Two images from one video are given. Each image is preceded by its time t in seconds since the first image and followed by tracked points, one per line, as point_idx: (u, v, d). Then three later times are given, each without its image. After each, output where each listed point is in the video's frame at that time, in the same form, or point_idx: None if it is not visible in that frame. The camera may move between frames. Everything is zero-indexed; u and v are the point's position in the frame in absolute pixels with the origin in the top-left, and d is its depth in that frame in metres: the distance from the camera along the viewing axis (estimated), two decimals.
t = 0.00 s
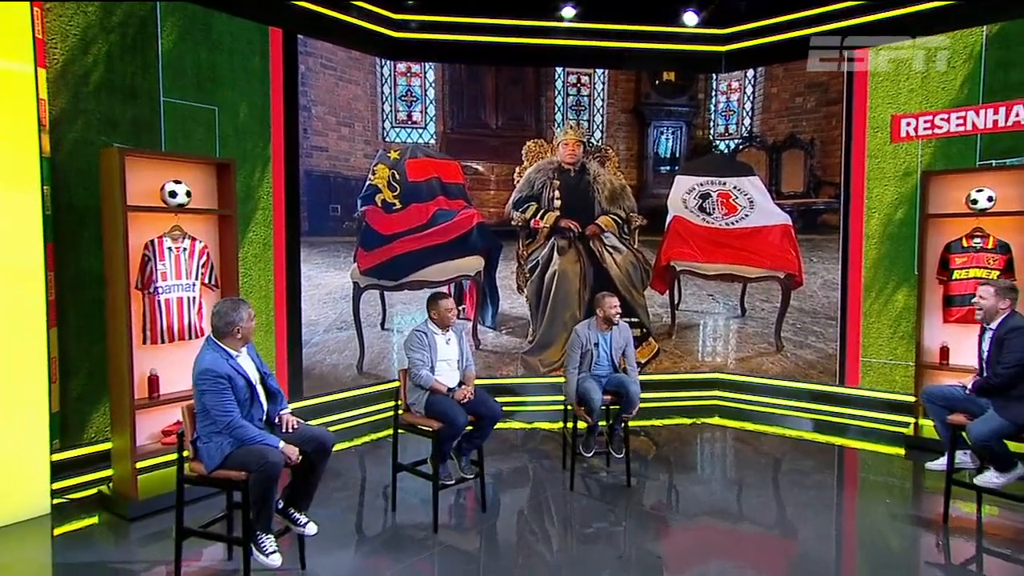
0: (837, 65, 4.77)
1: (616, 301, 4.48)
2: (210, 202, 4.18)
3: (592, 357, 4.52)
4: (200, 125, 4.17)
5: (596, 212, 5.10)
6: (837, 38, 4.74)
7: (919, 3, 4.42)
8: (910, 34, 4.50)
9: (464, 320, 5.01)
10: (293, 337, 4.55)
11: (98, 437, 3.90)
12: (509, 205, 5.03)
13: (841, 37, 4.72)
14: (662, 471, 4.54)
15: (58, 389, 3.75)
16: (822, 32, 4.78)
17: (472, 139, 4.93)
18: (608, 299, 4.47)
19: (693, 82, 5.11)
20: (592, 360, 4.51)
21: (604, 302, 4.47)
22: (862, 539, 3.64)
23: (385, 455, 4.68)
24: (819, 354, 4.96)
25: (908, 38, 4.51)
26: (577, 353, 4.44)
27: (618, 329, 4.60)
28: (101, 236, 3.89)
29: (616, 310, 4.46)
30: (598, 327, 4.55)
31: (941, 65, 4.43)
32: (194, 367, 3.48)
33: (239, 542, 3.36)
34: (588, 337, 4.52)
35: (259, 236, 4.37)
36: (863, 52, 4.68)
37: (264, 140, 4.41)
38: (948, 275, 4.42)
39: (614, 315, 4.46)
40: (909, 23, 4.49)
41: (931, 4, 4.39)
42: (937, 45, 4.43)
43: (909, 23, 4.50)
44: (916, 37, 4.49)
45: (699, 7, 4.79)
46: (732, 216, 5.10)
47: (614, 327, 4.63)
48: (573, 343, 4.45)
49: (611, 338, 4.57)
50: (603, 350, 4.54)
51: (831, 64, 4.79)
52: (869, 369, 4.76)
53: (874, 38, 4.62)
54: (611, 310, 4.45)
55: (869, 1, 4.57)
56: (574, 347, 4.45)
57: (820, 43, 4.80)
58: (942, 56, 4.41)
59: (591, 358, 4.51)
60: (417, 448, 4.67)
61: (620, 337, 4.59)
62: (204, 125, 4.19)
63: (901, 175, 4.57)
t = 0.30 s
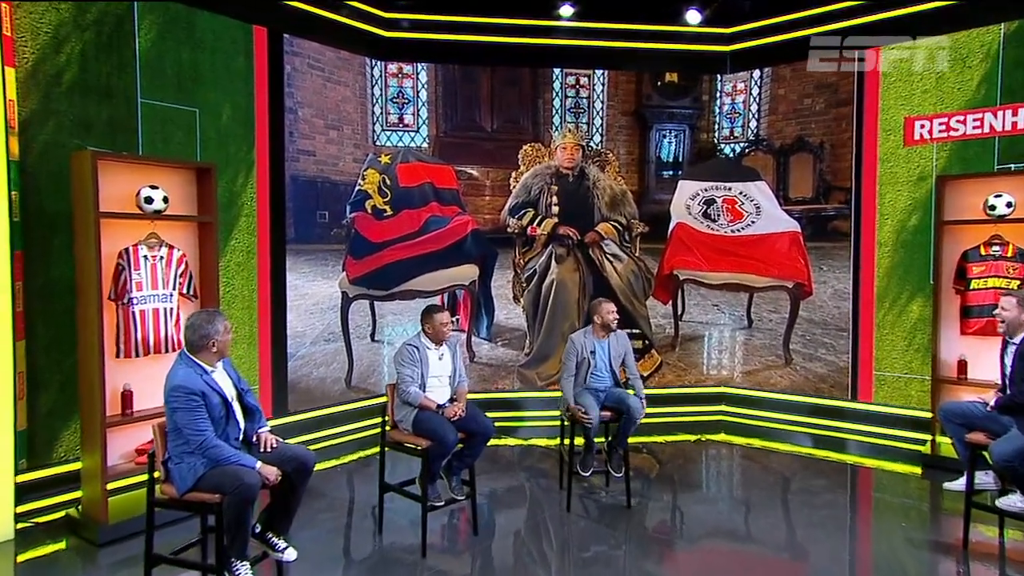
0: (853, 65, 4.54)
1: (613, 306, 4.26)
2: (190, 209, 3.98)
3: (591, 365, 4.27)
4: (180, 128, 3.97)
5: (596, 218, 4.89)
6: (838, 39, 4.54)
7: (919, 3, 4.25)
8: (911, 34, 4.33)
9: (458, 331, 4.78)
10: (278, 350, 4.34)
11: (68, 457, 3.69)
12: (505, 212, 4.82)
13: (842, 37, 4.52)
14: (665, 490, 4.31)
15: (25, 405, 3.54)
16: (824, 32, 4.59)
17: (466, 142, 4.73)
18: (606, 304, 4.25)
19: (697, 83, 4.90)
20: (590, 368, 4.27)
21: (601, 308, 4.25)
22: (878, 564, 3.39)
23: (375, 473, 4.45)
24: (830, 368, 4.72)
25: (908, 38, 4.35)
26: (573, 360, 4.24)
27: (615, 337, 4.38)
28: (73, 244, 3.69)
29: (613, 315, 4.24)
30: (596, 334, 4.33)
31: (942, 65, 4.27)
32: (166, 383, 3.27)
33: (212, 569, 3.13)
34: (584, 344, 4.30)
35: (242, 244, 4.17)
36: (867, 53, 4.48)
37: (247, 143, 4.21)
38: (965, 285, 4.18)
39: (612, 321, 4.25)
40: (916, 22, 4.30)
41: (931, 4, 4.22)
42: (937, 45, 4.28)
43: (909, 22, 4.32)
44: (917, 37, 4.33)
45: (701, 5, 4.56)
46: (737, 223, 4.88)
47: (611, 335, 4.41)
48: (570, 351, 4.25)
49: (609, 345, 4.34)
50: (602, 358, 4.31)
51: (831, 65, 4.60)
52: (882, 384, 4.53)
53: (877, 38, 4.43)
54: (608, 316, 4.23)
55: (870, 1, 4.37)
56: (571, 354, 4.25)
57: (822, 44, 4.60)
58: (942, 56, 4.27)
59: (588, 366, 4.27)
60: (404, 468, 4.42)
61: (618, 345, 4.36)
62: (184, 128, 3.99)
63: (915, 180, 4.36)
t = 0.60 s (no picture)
0: (857, 64, 4.36)
1: (609, 312, 4.09)
2: (165, 215, 3.77)
3: (587, 373, 4.07)
4: (157, 130, 3.76)
5: (594, 225, 4.67)
6: (838, 39, 4.39)
7: (919, 3, 4.11)
8: (911, 34, 4.18)
9: (449, 343, 4.55)
10: (260, 363, 4.12)
11: (32, 477, 3.47)
12: (498, 218, 4.61)
13: (842, 37, 4.37)
14: (668, 511, 4.07)
15: None
16: (824, 32, 4.42)
17: (458, 145, 4.53)
18: (601, 309, 4.07)
19: (700, 83, 4.68)
20: (586, 377, 4.06)
21: (596, 313, 4.07)
22: None
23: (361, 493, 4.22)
24: (840, 382, 4.49)
25: (908, 38, 4.20)
26: (570, 367, 4.04)
27: (612, 346, 4.19)
28: (37, 253, 3.46)
29: (609, 322, 4.07)
30: (592, 341, 4.14)
31: (943, 65, 4.11)
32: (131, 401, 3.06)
33: None
34: (580, 351, 4.11)
35: (222, 251, 3.96)
36: (866, 53, 4.32)
37: (227, 146, 4.01)
38: (982, 295, 3.96)
39: (607, 327, 4.08)
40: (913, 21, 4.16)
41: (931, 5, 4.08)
42: (939, 45, 4.12)
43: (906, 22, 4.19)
44: (917, 37, 4.18)
45: (704, 3, 4.36)
46: (742, 229, 4.66)
47: (608, 343, 4.23)
48: (567, 357, 4.06)
49: (606, 354, 4.15)
50: (598, 366, 4.11)
51: (830, 64, 4.43)
52: (896, 399, 4.31)
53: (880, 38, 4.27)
54: (603, 322, 4.06)
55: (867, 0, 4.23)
56: (568, 360, 4.06)
57: (821, 44, 4.44)
58: (942, 56, 4.11)
59: (584, 375, 4.06)
60: (391, 490, 4.18)
61: (615, 355, 4.17)
62: (161, 130, 3.78)
63: (929, 185, 4.15)
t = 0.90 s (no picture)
0: (860, 64, 4.17)
1: (605, 321, 3.86)
2: (135, 220, 3.56)
3: (579, 381, 3.91)
4: (128, 132, 3.53)
5: (590, 231, 4.46)
6: (837, 39, 4.21)
7: (914, 2, 3.96)
8: (923, 32, 3.99)
9: (439, 355, 4.33)
10: (237, 376, 3.90)
11: None
12: (490, 224, 4.40)
13: (842, 37, 4.19)
14: (669, 530, 3.83)
15: None
16: (826, 30, 4.24)
17: (448, 148, 4.33)
18: (594, 318, 3.86)
19: (700, 84, 4.50)
20: (578, 385, 3.89)
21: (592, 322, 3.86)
22: None
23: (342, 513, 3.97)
24: (848, 396, 4.27)
25: (907, 39, 4.03)
26: (561, 371, 3.92)
27: (609, 360, 4.00)
28: None
29: (604, 333, 3.85)
30: (587, 350, 3.97)
31: (941, 65, 3.95)
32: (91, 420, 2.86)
33: None
34: (574, 360, 3.96)
35: (197, 259, 3.75)
36: (867, 53, 4.15)
37: (204, 148, 3.80)
38: (997, 305, 3.76)
39: (602, 338, 3.86)
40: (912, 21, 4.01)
41: (925, 5, 3.93)
42: (938, 46, 3.95)
43: (900, 22, 4.04)
44: (923, 35, 3.99)
45: None
46: (744, 236, 4.46)
47: (605, 356, 4.05)
48: (560, 361, 3.95)
49: (603, 366, 3.97)
50: (591, 377, 3.93)
51: (831, 65, 4.26)
52: (907, 414, 4.08)
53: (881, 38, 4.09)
54: (597, 332, 3.83)
55: None
56: (561, 365, 3.95)
57: (821, 43, 4.26)
58: (942, 57, 3.95)
59: (576, 383, 3.90)
60: (376, 511, 3.95)
61: (612, 369, 3.97)
62: (132, 132, 3.55)
63: (940, 189, 3.95)
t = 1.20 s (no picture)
0: (861, 64, 4.01)
1: (598, 329, 3.69)
2: (102, 222, 3.35)
3: (571, 390, 3.69)
4: (96, 129, 3.31)
5: (585, 234, 4.26)
6: (837, 38, 4.06)
7: (886, 2, 3.89)
8: (934, 24, 3.80)
9: (426, 363, 4.13)
10: (211, 387, 3.70)
11: None
12: (480, 226, 4.20)
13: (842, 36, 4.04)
14: (668, 548, 3.57)
15: None
16: (831, 24, 4.05)
17: (436, 146, 4.13)
18: (588, 326, 3.68)
19: (701, 80, 4.30)
20: (570, 395, 3.68)
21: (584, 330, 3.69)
22: None
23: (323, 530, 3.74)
24: (856, 407, 4.05)
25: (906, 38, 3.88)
26: (551, 379, 3.71)
27: (602, 368, 3.79)
28: None
29: (595, 341, 3.68)
30: (580, 358, 3.76)
31: (940, 64, 3.79)
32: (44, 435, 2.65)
33: None
34: (565, 367, 3.75)
35: (170, 263, 3.55)
36: (868, 52, 3.99)
37: (177, 146, 3.58)
38: (1013, 311, 3.54)
39: (593, 346, 3.68)
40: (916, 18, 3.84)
41: (897, 5, 3.86)
42: (939, 46, 3.79)
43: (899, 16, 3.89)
44: (933, 29, 3.80)
45: None
46: (747, 239, 4.26)
47: (597, 364, 3.83)
48: (550, 368, 3.75)
49: (595, 375, 3.76)
50: (583, 386, 3.72)
51: (831, 65, 4.10)
52: (918, 426, 3.88)
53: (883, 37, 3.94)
54: (588, 341, 3.66)
55: None
56: (551, 371, 3.74)
57: (821, 43, 4.10)
58: (943, 57, 3.79)
59: (568, 392, 3.68)
60: (359, 529, 3.73)
61: (605, 378, 3.76)
62: (101, 129, 3.33)
63: (952, 190, 3.75)
